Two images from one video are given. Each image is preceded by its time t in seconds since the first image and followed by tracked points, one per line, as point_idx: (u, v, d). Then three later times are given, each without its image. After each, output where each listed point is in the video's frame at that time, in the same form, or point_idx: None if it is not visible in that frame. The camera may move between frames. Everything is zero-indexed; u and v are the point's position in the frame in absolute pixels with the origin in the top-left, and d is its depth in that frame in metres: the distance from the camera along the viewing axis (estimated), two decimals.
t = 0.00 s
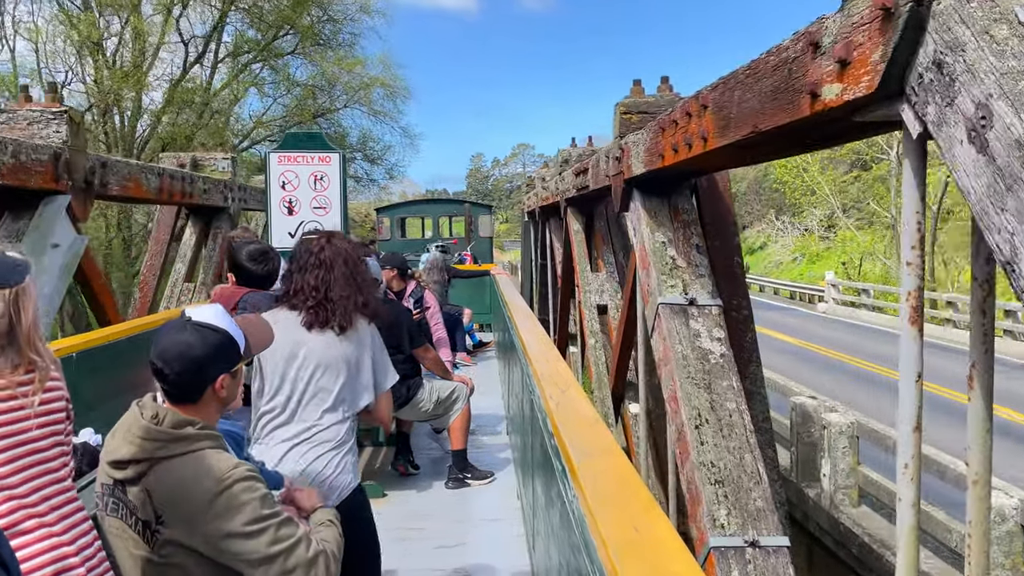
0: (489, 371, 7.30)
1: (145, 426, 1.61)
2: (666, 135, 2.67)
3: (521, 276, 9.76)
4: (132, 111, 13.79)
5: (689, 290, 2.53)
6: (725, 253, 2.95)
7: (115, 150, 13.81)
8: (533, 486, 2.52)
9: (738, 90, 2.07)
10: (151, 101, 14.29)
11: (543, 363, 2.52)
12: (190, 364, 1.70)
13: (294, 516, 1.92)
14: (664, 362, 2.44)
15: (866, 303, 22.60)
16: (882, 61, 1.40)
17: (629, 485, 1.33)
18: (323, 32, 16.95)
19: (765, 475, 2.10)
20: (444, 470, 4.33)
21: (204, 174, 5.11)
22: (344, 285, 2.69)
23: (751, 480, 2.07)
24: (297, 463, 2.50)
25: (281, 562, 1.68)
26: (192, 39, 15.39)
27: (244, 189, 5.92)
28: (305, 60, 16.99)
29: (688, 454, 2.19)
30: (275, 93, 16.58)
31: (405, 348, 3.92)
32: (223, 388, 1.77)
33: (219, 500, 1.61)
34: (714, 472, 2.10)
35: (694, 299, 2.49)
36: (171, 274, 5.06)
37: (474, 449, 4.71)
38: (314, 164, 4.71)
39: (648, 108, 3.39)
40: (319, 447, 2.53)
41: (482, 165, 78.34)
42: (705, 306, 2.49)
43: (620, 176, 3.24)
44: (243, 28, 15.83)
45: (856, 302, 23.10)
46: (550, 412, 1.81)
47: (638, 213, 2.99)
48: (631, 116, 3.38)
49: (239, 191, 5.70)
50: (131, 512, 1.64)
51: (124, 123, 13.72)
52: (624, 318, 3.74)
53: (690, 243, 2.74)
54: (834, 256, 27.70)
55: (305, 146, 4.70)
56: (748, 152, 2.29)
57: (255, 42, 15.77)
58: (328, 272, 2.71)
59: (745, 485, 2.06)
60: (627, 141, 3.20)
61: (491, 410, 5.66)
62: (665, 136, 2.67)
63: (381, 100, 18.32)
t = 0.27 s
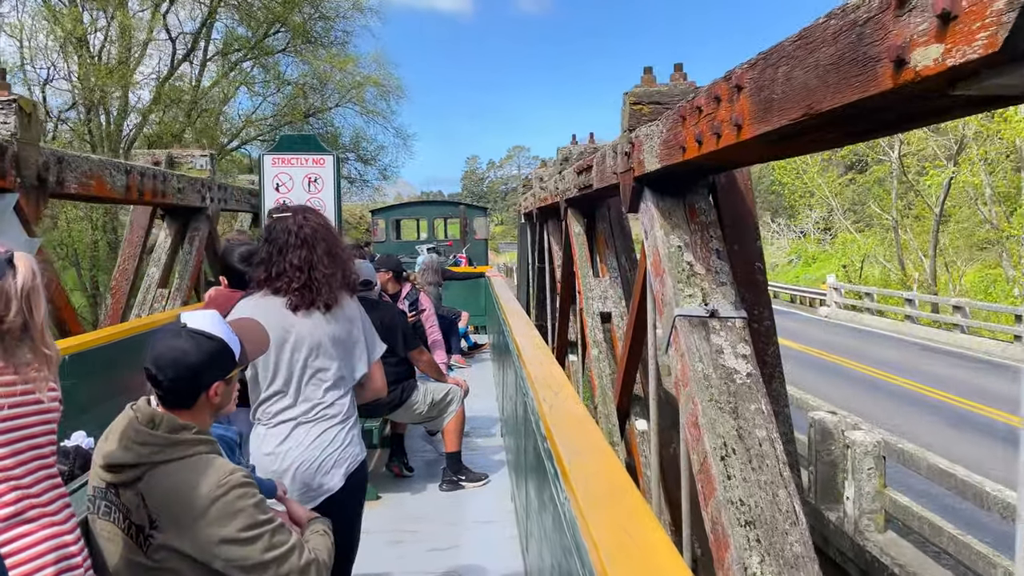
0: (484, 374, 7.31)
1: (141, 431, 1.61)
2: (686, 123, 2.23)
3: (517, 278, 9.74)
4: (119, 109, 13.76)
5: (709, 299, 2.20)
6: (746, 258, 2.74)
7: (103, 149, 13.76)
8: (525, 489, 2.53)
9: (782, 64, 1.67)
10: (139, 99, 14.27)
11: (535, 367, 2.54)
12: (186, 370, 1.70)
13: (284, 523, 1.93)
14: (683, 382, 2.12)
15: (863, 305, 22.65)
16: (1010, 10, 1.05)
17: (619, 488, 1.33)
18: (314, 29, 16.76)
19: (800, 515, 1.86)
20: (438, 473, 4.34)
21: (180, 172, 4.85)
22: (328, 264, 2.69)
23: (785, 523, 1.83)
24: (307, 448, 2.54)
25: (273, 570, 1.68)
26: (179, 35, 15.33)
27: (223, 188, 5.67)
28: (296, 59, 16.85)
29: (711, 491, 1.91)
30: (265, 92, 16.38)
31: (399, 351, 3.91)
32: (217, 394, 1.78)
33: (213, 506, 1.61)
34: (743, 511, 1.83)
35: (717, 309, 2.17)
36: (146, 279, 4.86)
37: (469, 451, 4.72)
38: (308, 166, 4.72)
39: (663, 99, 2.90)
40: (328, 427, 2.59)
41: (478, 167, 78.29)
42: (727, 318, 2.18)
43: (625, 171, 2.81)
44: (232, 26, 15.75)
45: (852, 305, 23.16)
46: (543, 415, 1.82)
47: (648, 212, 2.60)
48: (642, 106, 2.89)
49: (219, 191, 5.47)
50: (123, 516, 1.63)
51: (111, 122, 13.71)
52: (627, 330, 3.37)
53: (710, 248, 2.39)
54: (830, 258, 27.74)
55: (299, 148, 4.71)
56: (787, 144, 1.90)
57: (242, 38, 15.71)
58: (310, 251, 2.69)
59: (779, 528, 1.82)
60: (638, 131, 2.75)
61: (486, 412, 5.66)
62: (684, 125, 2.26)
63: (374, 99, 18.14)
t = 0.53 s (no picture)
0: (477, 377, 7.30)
1: (132, 438, 1.60)
2: (711, 110, 2.06)
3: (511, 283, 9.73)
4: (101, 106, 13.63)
5: (734, 313, 2.09)
6: (770, 264, 2.63)
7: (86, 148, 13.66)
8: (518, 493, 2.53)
9: (821, 39, 1.55)
10: (123, 97, 14.22)
11: (529, 369, 2.54)
12: (172, 372, 1.69)
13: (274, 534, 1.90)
14: (708, 409, 2.00)
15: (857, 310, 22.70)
16: None
17: (611, 492, 1.33)
18: (303, 28, 16.70)
19: (848, 565, 1.67)
20: (430, 476, 4.33)
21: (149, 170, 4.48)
22: (306, 268, 2.66)
23: None
24: (306, 451, 2.53)
25: None
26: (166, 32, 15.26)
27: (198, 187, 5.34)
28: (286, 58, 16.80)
29: (744, 536, 1.74)
30: (253, 91, 16.26)
31: (390, 354, 3.90)
32: (205, 397, 1.77)
33: (201, 515, 1.59)
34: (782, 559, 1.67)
35: (744, 325, 2.06)
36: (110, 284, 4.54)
37: (461, 455, 4.71)
38: (301, 169, 4.72)
39: (676, 88, 2.81)
40: (325, 428, 2.59)
41: (471, 170, 78.29)
42: (755, 335, 2.06)
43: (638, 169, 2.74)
44: (219, 24, 15.65)
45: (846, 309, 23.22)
46: (534, 418, 1.82)
47: (662, 215, 2.52)
48: (655, 96, 2.81)
49: (195, 190, 5.16)
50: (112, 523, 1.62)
51: (94, 122, 13.69)
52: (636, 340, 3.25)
53: (732, 258, 2.27)
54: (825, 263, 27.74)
55: (292, 152, 4.71)
56: (818, 136, 1.79)
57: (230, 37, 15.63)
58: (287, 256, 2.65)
59: None
60: (650, 126, 2.63)
61: (478, 415, 5.65)
62: (700, 118, 2.17)
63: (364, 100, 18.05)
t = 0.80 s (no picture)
0: (468, 381, 7.30)
1: (124, 445, 1.59)
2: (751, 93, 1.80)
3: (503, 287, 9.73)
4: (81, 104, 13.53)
5: (765, 331, 1.90)
6: (802, 274, 2.37)
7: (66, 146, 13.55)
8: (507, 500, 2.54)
9: None
10: (104, 97, 14.14)
11: (518, 374, 2.54)
12: (162, 378, 1.68)
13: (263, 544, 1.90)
14: (740, 443, 1.79)
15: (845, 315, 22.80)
16: None
17: (600, 496, 1.34)
18: (290, 29, 16.64)
19: None
20: (419, 481, 4.32)
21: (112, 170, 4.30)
22: (278, 275, 2.64)
23: None
24: (290, 458, 2.53)
25: None
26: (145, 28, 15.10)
27: (167, 186, 5.18)
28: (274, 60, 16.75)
29: None
30: (237, 91, 16.09)
31: (380, 360, 3.87)
32: (195, 402, 1.76)
33: (191, 523, 1.57)
34: None
35: (778, 345, 1.86)
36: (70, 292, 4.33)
37: (451, 460, 4.70)
38: (290, 174, 4.71)
39: (692, 73, 2.46)
40: (310, 435, 2.59)
41: (461, 175, 78.29)
42: (789, 355, 1.87)
43: (652, 164, 2.48)
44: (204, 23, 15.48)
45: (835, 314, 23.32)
46: (524, 424, 1.83)
47: (679, 215, 2.29)
48: (670, 83, 2.48)
49: (163, 191, 5.01)
50: (101, 530, 1.60)
51: (75, 121, 13.58)
52: (643, 354, 3.02)
53: (761, 269, 2.06)
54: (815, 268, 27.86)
55: (282, 156, 4.70)
56: (879, 123, 1.54)
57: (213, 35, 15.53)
58: (258, 262, 2.63)
59: None
60: (669, 116, 2.37)
61: (468, 420, 5.65)
62: (733, 107, 1.89)
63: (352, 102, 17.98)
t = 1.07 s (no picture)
0: (455, 387, 7.28)
1: (103, 454, 1.58)
2: (804, 67, 1.61)
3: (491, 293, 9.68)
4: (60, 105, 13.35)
5: (807, 355, 1.75)
6: (835, 278, 2.35)
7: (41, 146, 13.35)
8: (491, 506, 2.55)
9: None
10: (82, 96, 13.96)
11: (504, 381, 2.56)
12: (143, 385, 1.67)
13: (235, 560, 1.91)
14: (782, 490, 1.64)
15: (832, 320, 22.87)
16: None
17: (582, 503, 1.34)
18: (274, 29, 16.51)
19: None
20: (405, 487, 4.31)
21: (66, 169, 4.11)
22: (250, 280, 2.62)
23: None
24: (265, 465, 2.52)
25: None
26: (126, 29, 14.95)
27: (131, 187, 5.06)
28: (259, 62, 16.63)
29: None
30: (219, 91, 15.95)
31: (365, 365, 3.87)
32: (176, 410, 1.76)
33: (168, 535, 1.56)
34: None
35: (824, 372, 1.70)
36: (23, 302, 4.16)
37: (437, 465, 4.70)
38: (276, 179, 4.71)
39: (712, 56, 2.35)
40: (284, 441, 2.60)
41: (449, 179, 78.18)
42: (836, 385, 1.71)
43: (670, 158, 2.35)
44: (187, 23, 15.24)
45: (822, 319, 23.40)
46: (509, 430, 1.83)
47: (705, 217, 2.17)
48: (687, 67, 2.37)
49: (125, 191, 4.87)
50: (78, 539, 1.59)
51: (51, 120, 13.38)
52: (654, 366, 2.86)
53: (799, 284, 1.93)
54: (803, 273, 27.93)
55: (268, 161, 4.70)
56: (956, 104, 1.35)
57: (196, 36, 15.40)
58: (231, 267, 2.62)
59: None
60: (693, 102, 2.22)
61: (455, 426, 5.64)
62: (777, 87, 1.72)
63: (337, 104, 17.87)
